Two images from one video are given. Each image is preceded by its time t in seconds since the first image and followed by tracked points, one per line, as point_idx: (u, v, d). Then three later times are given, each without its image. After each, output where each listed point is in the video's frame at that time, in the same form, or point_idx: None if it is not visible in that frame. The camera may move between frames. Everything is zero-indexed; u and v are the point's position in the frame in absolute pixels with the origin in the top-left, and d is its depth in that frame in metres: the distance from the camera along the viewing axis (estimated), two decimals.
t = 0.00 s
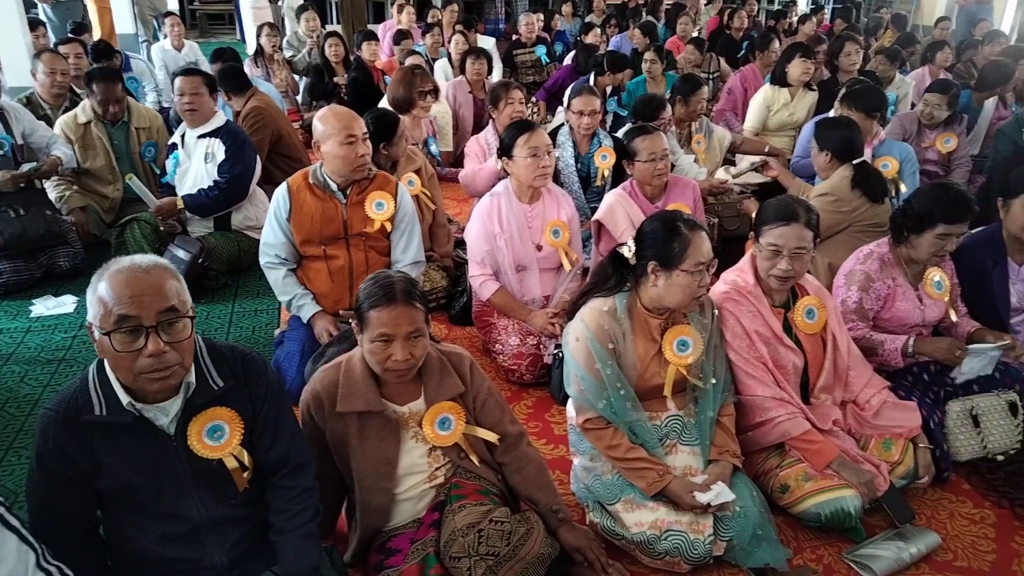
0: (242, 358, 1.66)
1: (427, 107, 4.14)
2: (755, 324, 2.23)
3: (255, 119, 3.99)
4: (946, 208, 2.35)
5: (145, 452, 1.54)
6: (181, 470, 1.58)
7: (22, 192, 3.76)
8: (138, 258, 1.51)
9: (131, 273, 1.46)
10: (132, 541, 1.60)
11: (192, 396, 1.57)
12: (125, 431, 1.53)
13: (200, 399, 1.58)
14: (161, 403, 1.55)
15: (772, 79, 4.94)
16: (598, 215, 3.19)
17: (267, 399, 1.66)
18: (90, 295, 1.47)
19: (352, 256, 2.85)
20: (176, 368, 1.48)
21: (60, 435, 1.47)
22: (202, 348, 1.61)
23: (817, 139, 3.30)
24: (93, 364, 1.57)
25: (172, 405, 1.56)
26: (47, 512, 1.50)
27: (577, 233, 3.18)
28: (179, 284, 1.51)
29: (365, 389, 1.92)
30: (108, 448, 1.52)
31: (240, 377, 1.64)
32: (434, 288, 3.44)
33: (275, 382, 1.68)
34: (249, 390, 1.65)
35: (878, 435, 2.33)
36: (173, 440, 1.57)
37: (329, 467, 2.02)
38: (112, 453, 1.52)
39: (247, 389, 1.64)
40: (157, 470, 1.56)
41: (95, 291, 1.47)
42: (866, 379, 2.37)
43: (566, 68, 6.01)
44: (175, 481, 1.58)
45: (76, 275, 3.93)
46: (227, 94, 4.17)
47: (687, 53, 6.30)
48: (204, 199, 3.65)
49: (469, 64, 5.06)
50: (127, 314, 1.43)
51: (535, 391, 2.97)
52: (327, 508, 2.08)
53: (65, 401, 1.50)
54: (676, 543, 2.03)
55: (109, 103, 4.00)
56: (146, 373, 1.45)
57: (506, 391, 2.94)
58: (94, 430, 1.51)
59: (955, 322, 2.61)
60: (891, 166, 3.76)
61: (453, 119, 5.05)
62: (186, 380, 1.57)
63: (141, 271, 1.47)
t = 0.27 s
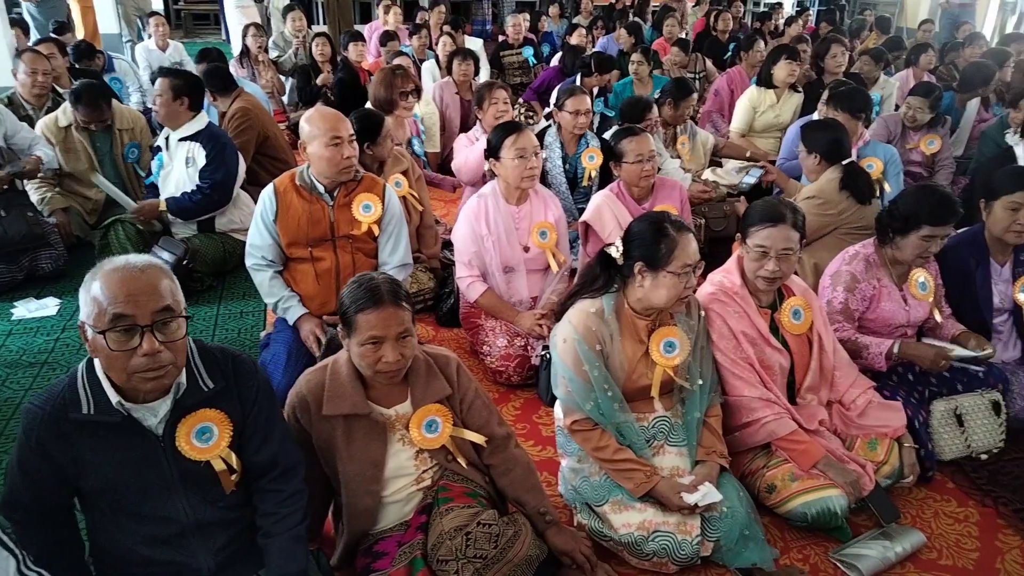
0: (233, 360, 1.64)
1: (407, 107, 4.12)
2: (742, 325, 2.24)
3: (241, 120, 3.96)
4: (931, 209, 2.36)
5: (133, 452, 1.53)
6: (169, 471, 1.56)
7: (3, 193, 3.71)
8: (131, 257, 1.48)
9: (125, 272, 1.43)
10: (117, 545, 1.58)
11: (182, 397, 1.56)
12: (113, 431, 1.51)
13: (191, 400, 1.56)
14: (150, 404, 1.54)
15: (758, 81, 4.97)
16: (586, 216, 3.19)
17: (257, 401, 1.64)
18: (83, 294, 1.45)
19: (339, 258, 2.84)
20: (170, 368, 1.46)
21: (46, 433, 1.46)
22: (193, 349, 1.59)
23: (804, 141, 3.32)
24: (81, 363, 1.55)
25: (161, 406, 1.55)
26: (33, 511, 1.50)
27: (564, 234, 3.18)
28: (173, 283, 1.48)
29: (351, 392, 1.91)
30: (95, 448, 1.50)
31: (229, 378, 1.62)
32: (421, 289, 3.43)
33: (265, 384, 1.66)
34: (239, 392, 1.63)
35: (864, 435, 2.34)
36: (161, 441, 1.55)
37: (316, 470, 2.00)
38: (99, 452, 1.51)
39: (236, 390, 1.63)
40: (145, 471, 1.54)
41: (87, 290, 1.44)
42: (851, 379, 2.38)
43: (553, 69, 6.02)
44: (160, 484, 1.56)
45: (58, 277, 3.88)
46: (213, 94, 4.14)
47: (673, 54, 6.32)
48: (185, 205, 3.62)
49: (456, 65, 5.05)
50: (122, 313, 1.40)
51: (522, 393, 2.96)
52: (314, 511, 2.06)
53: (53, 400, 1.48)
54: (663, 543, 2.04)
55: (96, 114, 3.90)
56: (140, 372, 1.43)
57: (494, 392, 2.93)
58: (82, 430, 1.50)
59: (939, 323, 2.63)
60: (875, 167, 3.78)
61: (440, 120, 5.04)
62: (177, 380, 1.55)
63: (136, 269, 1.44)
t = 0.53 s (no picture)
0: (222, 363, 1.63)
1: (393, 107, 4.12)
2: (730, 326, 2.24)
3: (227, 122, 3.93)
4: (916, 210, 2.38)
5: (119, 456, 1.51)
6: (155, 474, 1.54)
7: None
8: (122, 260, 1.45)
9: (116, 274, 1.40)
10: (102, 552, 1.56)
11: (170, 399, 1.54)
12: (99, 433, 1.49)
13: (179, 402, 1.55)
14: (137, 406, 1.52)
15: (745, 82, 4.99)
16: (574, 217, 3.19)
17: (246, 404, 1.62)
18: (73, 296, 1.41)
19: (326, 261, 2.82)
20: (159, 371, 1.42)
21: (31, 434, 1.44)
22: (182, 352, 1.58)
23: (792, 144, 3.33)
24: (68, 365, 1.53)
25: (148, 408, 1.53)
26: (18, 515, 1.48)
27: (553, 235, 3.18)
28: (164, 285, 1.45)
29: (339, 397, 1.90)
30: (81, 449, 1.48)
31: (218, 382, 1.61)
32: (410, 291, 3.43)
33: (254, 388, 1.65)
34: (227, 396, 1.61)
35: (851, 435, 2.35)
36: (148, 444, 1.53)
37: (303, 475, 1.99)
38: (85, 455, 1.49)
39: (224, 394, 1.61)
40: (131, 475, 1.52)
41: (77, 292, 1.41)
42: (839, 379, 2.39)
43: (541, 70, 6.02)
44: (146, 489, 1.54)
45: (42, 281, 3.84)
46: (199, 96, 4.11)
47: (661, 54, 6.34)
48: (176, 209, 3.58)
49: (443, 66, 5.04)
50: (113, 316, 1.37)
51: (511, 395, 2.96)
52: (302, 516, 2.05)
53: (39, 400, 1.46)
54: (653, 545, 2.04)
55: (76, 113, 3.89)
56: (130, 375, 1.39)
57: (482, 394, 2.92)
58: (67, 431, 1.48)
59: (924, 324, 2.64)
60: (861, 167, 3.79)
61: (428, 121, 5.03)
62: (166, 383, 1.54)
63: (127, 272, 1.41)
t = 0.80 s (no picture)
0: (213, 363, 1.62)
1: (382, 104, 4.09)
2: (723, 321, 2.24)
3: (217, 119, 3.90)
4: (907, 204, 2.37)
5: (110, 457, 1.48)
6: (147, 475, 1.52)
7: None
8: (112, 258, 1.42)
9: (107, 273, 1.37)
10: (92, 557, 1.53)
11: (162, 399, 1.52)
12: (90, 434, 1.47)
13: (171, 402, 1.53)
14: (130, 407, 1.49)
15: (735, 76, 4.98)
16: (566, 213, 3.17)
17: (238, 404, 1.61)
18: (63, 296, 1.38)
19: (317, 259, 2.80)
20: (151, 371, 1.40)
21: (21, 436, 1.41)
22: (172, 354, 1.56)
23: (783, 140, 3.33)
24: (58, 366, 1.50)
25: (141, 409, 1.50)
26: None
27: (545, 231, 3.17)
28: (155, 284, 1.43)
29: (331, 396, 1.88)
30: (71, 451, 1.46)
31: (210, 381, 1.59)
32: (402, 289, 3.41)
33: (246, 388, 1.64)
34: (219, 396, 1.60)
35: (844, 428, 2.35)
36: (140, 445, 1.51)
37: (296, 475, 1.97)
38: (75, 457, 1.46)
39: (217, 393, 1.59)
40: (123, 477, 1.50)
41: (67, 292, 1.38)
42: (832, 373, 2.39)
43: (530, 65, 6.00)
44: (137, 492, 1.52)
45: (30, 282, 3.80)
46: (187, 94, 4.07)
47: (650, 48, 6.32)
48: (189, 206, 3.57)
49: (432, 62, 5.01)
50: (104, 315, 1.34)
51: (505, 392, 2.95)
52: (296, 517, 2.03)
53: (29, 402, 1.43)
54: (649, 541, 2.03)
55: (59, 99, 3.85)
56: (122, 375, 1.37)
57: (476, 392, 2.91)
58: (57, 431, 1.45)
59: (915, 318, 2.65)
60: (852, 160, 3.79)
61: (417, 117, 5.00)
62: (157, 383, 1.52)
63: (118, 271, 1.38)
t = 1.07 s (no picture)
0: (201, 368, 1.60)
1: (376, 105, 4.07)
2: (715, 320, 2.24)
3: (212, 122, 3.88)
4: (897, 202, 2.37)
5: (96, 465, 1.47)
6: (134, 482, 1.51)
7: None
8: (97, 264, 1.41)
9: (92, 280, 1.36)
10: (80, 563, 1.52)
11: (149, 406, 1.51)
12: (75, 442, 1.45)
13: (158, 409, 1.52)
14: (116, 414, 1.48)
15: (727, 75, 4.98)
16: (558, 213, 3.17)
17: (227, 410, 1.60)
18: (47, 303, 1.37)
19: (308, 261, 2.79)
20: (139, 379, 1.39)
21: (5, 444, 1.40)
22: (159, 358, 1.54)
23: (777, 138, 3.33)
24: (44, 372, 1.49)
25: (127, 416, 1.49)
26: None
27: (538, 232, 3.16)
28: (141, 291, 1.41)
29: (321, 399, 1.87)
30: (57, 459, 1.44)
31: (198, 387, 1.58)
32: (394, 290, 3.40)
33: (235, 393, 1.62)
34: (207, 402, 1.58)
35: (836, 427, 2.35)
36: (127, 452, 1.50)
37: (287, 478, 1.96)
38: (61, 464, 1.45)
39: (205, 399, 1.58)
40: (110, 484, 1.49)
41: (52, 299, 1.37)
42: (824, 372, 2.39)
43: (521, 65, 5.99)
44: (125, 497, 1.50)
45: (19, 286, 3.77)
46: (179, 96, 4.05)
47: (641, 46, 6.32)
48: (199, 217, 3.55)
49: (424, 62, 5.00)
50: (89, 324, 1.33)
51: (497, 393, 2.94)
52: (287, 520, 2.02)
53: (13, 409, 1.42)
54: (641, 542, 2.03)
55: (44, 96, 3.81)
56: (109, 384, 1.36)
57: (468, 393, 2.90)
58: (42, 439, 1.44)
59: (905, 316, 2.66)
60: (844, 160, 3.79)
61: (409, 118, 4.99)
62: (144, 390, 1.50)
63: (104, 277, 1.37)
